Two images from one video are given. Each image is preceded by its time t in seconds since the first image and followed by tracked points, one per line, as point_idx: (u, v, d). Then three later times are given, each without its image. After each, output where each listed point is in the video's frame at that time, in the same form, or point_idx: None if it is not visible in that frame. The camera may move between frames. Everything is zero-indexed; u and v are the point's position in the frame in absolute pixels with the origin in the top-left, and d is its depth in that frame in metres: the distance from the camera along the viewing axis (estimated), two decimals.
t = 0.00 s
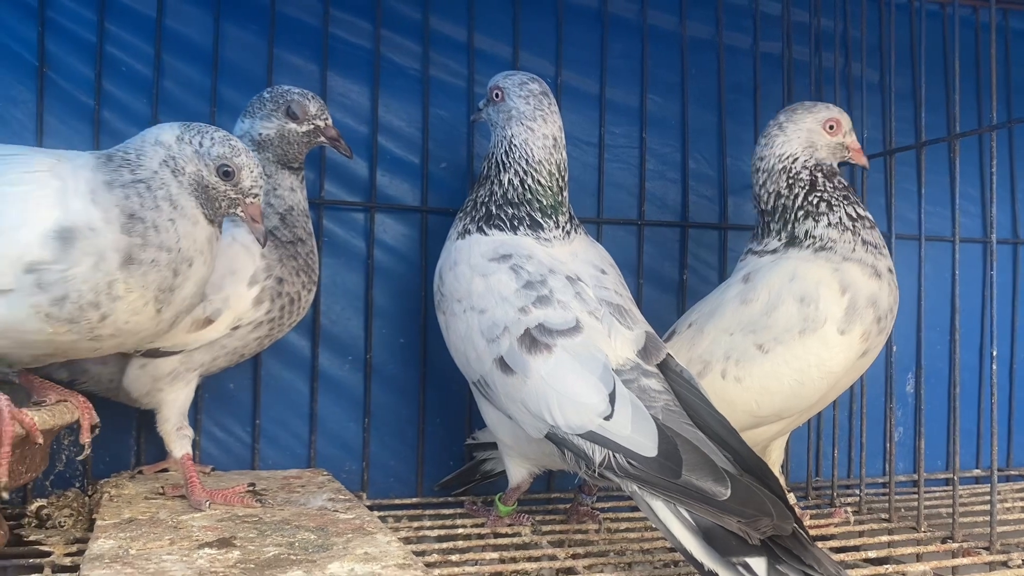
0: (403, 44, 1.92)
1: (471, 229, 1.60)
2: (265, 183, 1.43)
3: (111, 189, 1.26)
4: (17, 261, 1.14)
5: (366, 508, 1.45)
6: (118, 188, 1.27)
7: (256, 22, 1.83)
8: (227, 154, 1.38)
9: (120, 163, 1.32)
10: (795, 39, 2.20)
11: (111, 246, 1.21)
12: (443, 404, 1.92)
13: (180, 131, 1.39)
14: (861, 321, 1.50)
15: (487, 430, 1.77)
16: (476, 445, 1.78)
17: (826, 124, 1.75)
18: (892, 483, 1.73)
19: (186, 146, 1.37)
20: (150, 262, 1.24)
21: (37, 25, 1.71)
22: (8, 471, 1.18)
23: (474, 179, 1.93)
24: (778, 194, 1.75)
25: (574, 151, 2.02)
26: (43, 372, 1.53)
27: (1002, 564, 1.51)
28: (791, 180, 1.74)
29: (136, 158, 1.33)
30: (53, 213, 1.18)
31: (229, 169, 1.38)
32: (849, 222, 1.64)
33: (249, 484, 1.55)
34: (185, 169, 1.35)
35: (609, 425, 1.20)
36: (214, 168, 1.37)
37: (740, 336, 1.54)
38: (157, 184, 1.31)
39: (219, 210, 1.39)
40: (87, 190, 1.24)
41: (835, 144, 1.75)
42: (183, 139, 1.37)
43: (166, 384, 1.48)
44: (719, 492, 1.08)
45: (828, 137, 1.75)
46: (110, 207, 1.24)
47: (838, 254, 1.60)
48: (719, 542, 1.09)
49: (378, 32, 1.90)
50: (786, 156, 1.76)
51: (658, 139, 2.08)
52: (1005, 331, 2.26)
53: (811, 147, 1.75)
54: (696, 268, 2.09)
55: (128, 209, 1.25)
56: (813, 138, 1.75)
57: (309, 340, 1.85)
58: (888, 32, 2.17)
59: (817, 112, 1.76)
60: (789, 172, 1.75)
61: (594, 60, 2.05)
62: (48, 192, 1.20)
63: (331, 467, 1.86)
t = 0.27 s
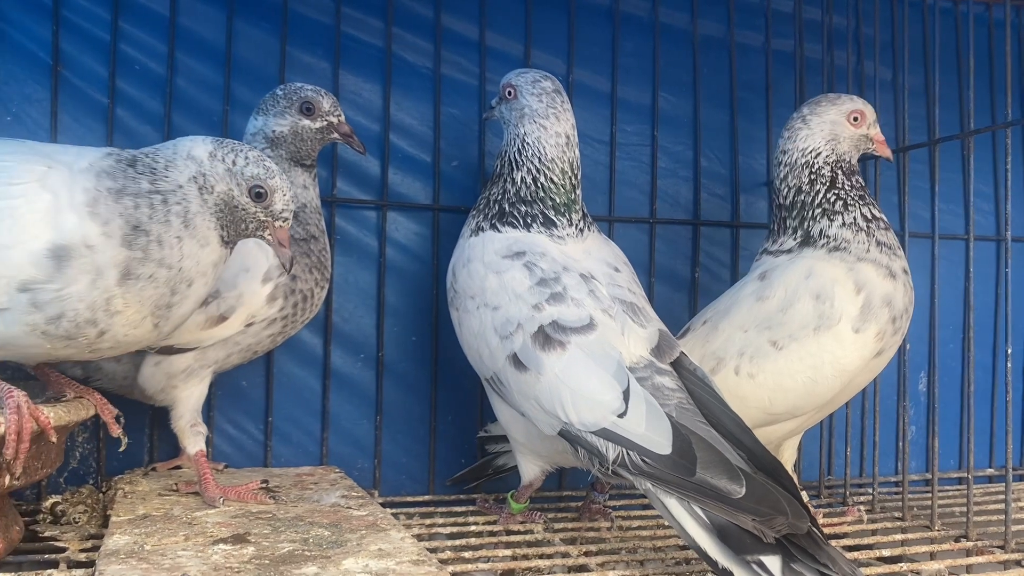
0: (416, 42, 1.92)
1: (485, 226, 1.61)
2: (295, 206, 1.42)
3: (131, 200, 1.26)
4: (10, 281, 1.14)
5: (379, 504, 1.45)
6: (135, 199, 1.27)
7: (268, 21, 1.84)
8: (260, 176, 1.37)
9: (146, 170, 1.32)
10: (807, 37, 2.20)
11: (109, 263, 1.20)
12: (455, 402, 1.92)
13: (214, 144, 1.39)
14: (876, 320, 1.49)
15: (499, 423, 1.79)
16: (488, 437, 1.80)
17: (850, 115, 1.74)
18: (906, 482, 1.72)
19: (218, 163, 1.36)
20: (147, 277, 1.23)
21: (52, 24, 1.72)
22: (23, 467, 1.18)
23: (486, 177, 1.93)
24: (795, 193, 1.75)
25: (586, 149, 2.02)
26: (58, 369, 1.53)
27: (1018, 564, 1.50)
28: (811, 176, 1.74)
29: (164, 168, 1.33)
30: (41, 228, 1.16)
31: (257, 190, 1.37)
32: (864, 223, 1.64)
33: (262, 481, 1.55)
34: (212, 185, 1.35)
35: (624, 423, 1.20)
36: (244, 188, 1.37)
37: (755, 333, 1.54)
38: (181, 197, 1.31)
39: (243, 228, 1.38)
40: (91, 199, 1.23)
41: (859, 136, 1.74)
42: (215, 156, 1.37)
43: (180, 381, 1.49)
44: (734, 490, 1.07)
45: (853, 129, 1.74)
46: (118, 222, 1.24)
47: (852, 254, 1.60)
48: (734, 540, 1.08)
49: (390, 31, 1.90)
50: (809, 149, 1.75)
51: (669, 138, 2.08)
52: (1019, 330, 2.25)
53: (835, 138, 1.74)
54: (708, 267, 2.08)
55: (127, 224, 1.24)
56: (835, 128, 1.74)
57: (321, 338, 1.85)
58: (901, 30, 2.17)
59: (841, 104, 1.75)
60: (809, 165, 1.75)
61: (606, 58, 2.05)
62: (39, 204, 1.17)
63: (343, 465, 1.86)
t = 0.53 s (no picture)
0: (429, 42, 1.93)
1: (499, 223, 1.63)
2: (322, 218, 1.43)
3: (169, 226, 1.26)
4: (54, 306, 1.15)
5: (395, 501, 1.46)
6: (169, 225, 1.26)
7: (283, 21, 1.85)
8: (291, 188, 1.38)
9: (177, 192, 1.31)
10: (819, 36, 2.20)
11: (153, 289, 1.21)
12: (467, 400, 1.93)
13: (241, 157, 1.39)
14: (884, 317, 1.50)
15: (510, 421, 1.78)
16: (499, 435, 1.79)
17: (890, 116, 1.69)
18: (919, 481, 1.72)
19: (249, 176, 1.37)
20: (192, 301, 1.24)
21: (69, 24, 1.73)
22: (43, 463, 1.19)
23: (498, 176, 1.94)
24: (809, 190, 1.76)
25: (599, 148, 2.03)
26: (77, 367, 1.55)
27: None
28: (828, 163, 1.73)
29: (197, 188, 1.32)
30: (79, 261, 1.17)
31: (290, 203, 1.39)
32: (873, 222, 1.64)
33: (278, 478, 1.56)
34: (245, 200, 1.35)
35: (639, 422, 1.20)
36: (276, 201, 1.38)
37: (764, 331, 1.54)
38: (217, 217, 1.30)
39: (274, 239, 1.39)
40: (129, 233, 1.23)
41: (893, 136, 1.69)
42: (244, 169, 1.37)
43: (198, 378, 1.50)
44: (751, 490, 1.07)
45: (890, 129, 1.69)
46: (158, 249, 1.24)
47: (858, 253, 1.60)
48: (750, 540, 1.08)
49: (404, 30, 1.91)
50: (836, 136, 1.74)
51: (682, 136, 2.08)
52: None
53: (863, 130, 1.71)
54: (720, 266, 2.09)
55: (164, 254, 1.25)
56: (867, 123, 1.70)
57: (335, 336, 1.87)
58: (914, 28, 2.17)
59: (887, 101, 1.71)
60: (830, 151, 1.74)
61: (618, 57, 2.05)
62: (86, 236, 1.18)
63: (356, 463, 1.87)
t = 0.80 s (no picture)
0: (438, 45, 1.94)
1: (508, 225, 1.64)
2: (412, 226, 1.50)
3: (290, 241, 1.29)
4: (183, 283, 1.16)
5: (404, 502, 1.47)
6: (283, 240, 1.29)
7: (293, 24, 1.86)
8: (384, 203, 1.44)
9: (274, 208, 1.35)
10: (827, 37, 2.21)
11: (277, 277, 1.22)
12: (476, 401, 1.95)
13: (336, 181, 1.44)
14: (895, 320, 1.50)
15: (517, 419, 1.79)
16: (505, 433, 1.80)
17: (900, 116, 1.70)
18: (926, 482, 1.72)
19: (344, 199, 1.42)
20: (310, 299, 1.25)
21: (82, 28, 1.74)
22: (58, 463, 1.20)
23: (507, 178, 1.95)
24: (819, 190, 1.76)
25: (607, 150, 2.04)
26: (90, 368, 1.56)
27: None
28: (839, 164, 1.74)
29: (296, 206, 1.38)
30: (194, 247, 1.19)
31: (382, 216, 1.45)
32: (883, 224, 1.64)
33: (289, 478, 1.58)
34: (343, 217, 1.41)
35: (648, 426, 1.20)
36: (372, 217, 1.44)
37: (775, 333, 1.54)
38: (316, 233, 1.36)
39: (373, 250, 1.46)
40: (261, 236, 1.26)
41: (903, 136, 1.69)
42: (338, 192, 1.42)
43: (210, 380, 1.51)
44: (759, 495, 1.08)
45: (900, 128, 1.70)
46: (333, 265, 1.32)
47: (869, 255, 1.60)
48: (760, 545, 1.09)
49: (413, 34, 1.92)
50: (847, 136, 1.75)
51: (689, 138, 2.09)
52: None
53: (874, 130, 1.71)
54: (727, 267, 2.09)
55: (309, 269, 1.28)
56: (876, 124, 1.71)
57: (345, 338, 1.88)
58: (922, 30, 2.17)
59: (897, 101, 1.71)
60: (841, 152, 1.75)
61: (626, 60, 2.06)
62: (168, 222, 1.21)
63: (366, 463, 1.89)
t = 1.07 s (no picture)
0: (441, 45, 1.94)
1: (511, 224, 1.63)
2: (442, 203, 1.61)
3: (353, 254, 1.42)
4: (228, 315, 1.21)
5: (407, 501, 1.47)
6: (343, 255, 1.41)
7: (296, 24, 1.86)
8: (416, 183, 1.54)
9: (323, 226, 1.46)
10: (832, 36, 2.20)
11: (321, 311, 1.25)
12: (480, 401, 1.94)
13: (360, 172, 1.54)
14: (900, 320, 1.50)
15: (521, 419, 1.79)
16: (510, 433, 1.80)
17: (903, 113, 1.69)
18: (932, 483, 1.71)
19: (378, 186, 1.52)
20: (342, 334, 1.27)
21: (86, 28, 1.75)
22: (60, 462, 1.20)
23: (511, 178, 1.95)
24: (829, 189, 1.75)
25: (611, 150, 2.03)
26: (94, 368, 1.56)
27: None
28: (848, 169, 1.73)
29: (341, 213, 1.48)
30: (263, 274, 1.27)
31: (416, 195, 1.55)
32: (892, 225, 1.63)
33: (292, 478, 1.58)
34: (383, 206, 1.52)
35: (649, 424, 1.20)
36: (407, 197, 1.54)
37: (780, 331, 1.54)
38: (370, 232, 1.47)
39: (413, 232, 1.57)
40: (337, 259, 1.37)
41: (911, 134, 1.69)
42: (370, 181, 1.52)
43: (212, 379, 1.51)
44: (758, 494, 1.07)
45: (906, 126, 1.69)
46: (404, 273, 1.46)
47: (877, 255, 1.59)
48: (758, 545, 1.08)
49: (416, 33, 1.92)
50: (852, 143, 1.73)
51: (693, 137, 2.08)
52: None
53: (881, 135, 1.71)
54: (731, 267, 2.09)
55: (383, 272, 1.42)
56: (884, 125, 1.70)
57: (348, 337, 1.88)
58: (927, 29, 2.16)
59: (896, 101, 1.71)
60: (849, 159, 1.73)
61: (630, 59, 2.05)
62: (223, 255, 1.28)
63: (369, 463, 1.89)
